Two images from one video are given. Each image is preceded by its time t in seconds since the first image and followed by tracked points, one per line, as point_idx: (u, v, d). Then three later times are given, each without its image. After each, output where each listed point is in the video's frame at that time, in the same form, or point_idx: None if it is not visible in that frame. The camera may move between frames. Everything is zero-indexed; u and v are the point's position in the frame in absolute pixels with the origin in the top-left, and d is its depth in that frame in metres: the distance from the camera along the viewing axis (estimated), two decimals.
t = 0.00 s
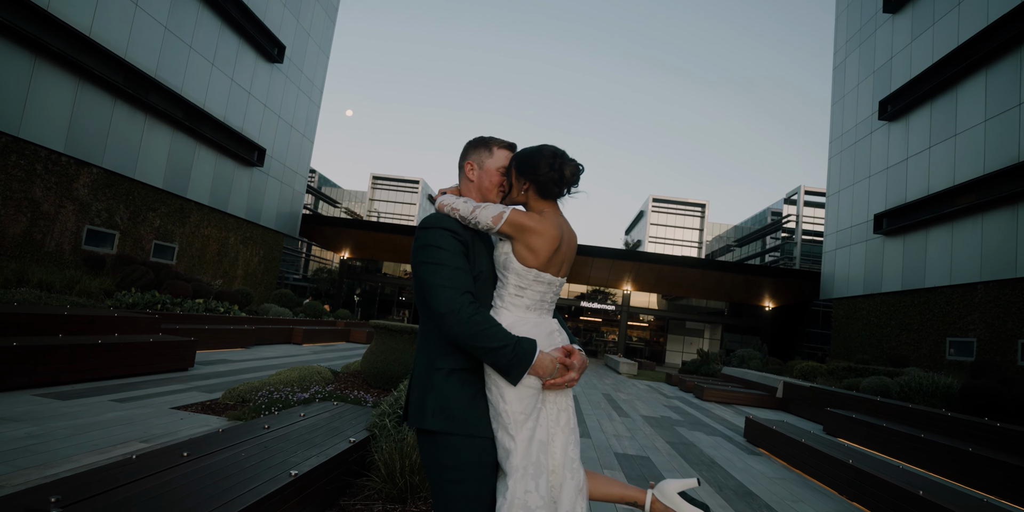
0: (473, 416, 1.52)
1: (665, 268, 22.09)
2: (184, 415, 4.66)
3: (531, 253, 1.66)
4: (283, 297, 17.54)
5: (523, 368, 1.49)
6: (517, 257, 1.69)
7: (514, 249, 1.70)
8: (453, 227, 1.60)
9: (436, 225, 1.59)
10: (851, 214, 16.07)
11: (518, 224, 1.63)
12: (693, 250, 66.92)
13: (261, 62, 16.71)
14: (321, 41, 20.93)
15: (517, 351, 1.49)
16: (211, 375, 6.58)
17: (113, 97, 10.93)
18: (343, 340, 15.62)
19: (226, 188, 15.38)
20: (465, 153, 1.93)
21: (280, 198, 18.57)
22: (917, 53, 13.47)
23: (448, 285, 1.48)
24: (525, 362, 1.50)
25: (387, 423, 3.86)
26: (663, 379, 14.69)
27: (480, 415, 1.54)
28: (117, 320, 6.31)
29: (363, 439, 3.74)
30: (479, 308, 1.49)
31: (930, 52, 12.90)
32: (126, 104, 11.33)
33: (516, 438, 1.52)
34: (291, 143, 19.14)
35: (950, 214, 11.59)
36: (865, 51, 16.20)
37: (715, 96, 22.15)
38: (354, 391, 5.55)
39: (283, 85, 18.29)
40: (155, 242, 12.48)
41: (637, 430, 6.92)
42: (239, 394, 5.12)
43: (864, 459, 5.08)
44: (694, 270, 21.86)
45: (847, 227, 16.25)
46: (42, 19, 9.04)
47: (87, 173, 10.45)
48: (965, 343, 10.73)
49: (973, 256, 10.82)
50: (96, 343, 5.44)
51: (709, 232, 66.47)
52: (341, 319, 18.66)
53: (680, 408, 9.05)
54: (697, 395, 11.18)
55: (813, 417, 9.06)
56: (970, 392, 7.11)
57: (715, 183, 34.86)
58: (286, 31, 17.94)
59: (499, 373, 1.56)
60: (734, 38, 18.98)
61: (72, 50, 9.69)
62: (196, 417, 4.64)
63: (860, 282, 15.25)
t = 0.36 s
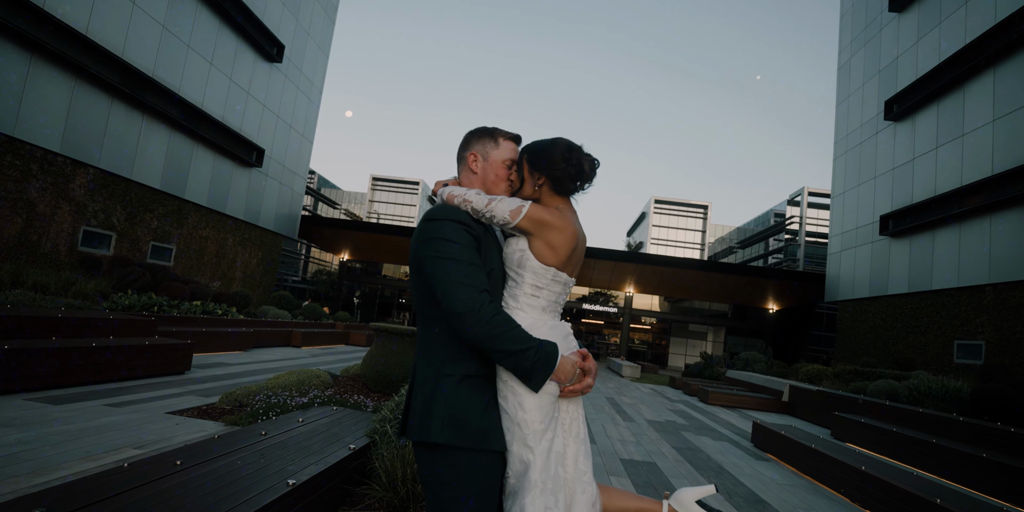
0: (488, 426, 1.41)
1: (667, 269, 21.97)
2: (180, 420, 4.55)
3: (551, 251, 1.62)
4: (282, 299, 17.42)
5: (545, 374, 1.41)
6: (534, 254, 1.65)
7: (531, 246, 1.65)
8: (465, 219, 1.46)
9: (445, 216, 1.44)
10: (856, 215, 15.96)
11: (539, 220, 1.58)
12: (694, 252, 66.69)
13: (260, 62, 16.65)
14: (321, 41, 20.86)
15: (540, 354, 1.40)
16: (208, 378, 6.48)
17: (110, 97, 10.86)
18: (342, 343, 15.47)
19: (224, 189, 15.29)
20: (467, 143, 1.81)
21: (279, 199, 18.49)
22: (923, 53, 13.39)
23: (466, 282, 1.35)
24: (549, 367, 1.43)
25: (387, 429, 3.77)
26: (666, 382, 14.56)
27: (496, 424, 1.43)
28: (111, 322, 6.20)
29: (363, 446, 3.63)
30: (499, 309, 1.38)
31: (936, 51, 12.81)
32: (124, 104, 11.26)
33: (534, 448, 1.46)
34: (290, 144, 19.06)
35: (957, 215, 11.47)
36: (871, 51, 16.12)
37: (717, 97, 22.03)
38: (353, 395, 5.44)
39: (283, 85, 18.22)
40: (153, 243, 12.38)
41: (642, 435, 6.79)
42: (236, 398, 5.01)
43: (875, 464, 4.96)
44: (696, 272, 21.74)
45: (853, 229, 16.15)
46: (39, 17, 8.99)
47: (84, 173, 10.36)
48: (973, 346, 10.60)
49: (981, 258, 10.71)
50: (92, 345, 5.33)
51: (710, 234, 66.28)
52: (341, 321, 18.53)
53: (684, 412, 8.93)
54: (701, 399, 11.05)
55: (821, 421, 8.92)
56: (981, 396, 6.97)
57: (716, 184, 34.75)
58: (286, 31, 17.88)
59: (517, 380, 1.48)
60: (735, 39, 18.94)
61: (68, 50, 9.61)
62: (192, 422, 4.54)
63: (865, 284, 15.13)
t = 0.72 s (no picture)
0: (502, 434, 1.33)
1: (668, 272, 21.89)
2: (175, 425, 4.45)
3: (568, 247, 1.58)
4: (280, 303, 17.29)
5: (564, 377, 1.35)
6: (547, 250, 1.60)
7: (545, 241, 1.61)
8: (477, 211, 1.37)
9: (458, 208, 1.35)
10: (860, 217, 15.89)
11: (557, 216, 1.56)
12: (695, 255, 66.52)
13: (258, 63, 16.61)
14: (321, 45, 20.90)
15: (558, 357, 1.34)
16: (204, 383, 6.37)
17: (106, 97, 10.78)
18: (341, 347, 15.32)
19: (221, 191, 15.21)
20: (468, 132, 1.72)
21: (277, 202, 18.40)
22: (928, 53, 13.36)
23: (483, 278, 1.26)
24: (567, 370, 1.36)
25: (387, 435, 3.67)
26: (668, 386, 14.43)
27: (510, 432, 1.35)
28: (106, 325, 6.10)
29: (363, 453, 3.53)
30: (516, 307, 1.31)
31: (941, 51, 12.77)
32: (120, 105, 11.19)
33: (550, 457, 1.39)
34: (289, 146, 18.99)
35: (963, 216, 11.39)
36: (875, 52, 16.10)
37: (718, 99, 21.96)
38: (352, 400, 5.33)
39: (281, 87, 18.16)
40: (149, 246, 12.29)
41: (646, 440, 6.67)
42: (233, 403, 4.91)
43: (884, 470, 4.85)
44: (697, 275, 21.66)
45: (857, 231, 16.07)
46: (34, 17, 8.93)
47: (79, 174, 10.27)
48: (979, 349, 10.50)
49: (989, 260, 10.61)
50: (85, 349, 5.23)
51: (711, 237, 66.12)
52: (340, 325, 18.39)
53: (688, 417, 8.82)
54: (704, 403, 10.93)
55: (827, 425, 8.79)
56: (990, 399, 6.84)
57: (716, 187, 34.74)
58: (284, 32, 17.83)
59: (532, 384, 1.42)
60: (735, 41, 18.91)
61: (68, 51, 9.61)
62: (187, 427, 4.43)
63: (869, 288, 15.03)
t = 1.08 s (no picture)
0: (516, 446, 1.27)
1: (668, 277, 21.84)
2: (170, 432, 4.34)
3: (584, 249, 1.57)
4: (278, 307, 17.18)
5: (581, 386, 1.31)
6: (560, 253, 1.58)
7: (558, 244, 1.59)
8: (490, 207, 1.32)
9: (470, 202, 1.32)
10: (862, 221, 15.87)
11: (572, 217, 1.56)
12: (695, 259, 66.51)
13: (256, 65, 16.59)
14: (320, 48, 20.94)
15: (575, 364, 1.30)
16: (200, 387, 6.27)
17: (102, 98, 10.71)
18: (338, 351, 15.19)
19: (218, 194, 15.14)
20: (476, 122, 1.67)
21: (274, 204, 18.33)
22: (931, 55, 13.38)
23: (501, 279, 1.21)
24: (585, 378, 1.32)
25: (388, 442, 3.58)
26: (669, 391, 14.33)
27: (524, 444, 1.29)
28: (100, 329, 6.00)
29: (362, 460, 3.44)
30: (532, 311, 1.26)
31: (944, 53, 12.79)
32: (117, 105, 11.12)
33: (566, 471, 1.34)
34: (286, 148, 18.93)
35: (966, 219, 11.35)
36: (877, 55, 16.14)
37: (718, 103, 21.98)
38: (351, 405, 5.24)
39: (280, 89, 18.14)
40: (145, 249, 12.19)
41: (648, 447, 6.57)
42: (229, 409, 4.81)
43: (891, 475, 4.77)
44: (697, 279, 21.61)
45: (858, 235, 16.04)
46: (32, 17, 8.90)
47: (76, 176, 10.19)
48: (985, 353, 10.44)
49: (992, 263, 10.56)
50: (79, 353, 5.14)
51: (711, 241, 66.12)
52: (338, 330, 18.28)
53: (690, 422, 8.72)
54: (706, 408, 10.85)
55: (831, 431, 8.72)
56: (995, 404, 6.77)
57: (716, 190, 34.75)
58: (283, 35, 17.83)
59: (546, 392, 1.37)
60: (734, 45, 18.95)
61: (68, 51, 9.60)
62: (182, 433, 4.33)
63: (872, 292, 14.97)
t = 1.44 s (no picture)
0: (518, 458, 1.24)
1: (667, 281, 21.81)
2: (163, 439, 4.27)
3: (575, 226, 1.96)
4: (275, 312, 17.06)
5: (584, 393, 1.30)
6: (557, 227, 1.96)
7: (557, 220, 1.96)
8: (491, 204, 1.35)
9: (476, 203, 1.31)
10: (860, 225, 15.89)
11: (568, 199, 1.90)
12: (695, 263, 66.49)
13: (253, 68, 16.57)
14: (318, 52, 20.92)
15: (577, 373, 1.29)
16: (195, 393, 6.20)
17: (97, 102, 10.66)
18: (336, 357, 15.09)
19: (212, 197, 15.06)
20: (484, 113, 1.98)
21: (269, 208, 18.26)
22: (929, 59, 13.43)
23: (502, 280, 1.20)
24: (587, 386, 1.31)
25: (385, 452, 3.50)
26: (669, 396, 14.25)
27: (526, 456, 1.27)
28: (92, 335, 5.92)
29: (358, 471, 3.36)
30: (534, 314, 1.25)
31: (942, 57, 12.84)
32: (111, 108, 11.07)
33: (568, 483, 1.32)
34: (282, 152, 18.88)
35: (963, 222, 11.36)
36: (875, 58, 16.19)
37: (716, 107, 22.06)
38: (348, 412, 5.17)
39: (277, 92, 18.10)
40: (140, 253, 12.10)
41: (650, 452, 6.52)
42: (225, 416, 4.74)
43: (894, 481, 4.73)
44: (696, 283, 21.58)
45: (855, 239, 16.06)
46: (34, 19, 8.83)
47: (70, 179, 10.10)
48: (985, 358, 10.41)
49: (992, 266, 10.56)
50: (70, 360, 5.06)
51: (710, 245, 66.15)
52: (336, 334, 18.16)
53: (690, 428, 8.66)
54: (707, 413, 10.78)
55: (833, 435, 8.66)
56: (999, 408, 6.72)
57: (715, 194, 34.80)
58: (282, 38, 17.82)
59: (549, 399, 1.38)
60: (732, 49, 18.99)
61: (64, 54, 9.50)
62: (176, 441, 4.26)
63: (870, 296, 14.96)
